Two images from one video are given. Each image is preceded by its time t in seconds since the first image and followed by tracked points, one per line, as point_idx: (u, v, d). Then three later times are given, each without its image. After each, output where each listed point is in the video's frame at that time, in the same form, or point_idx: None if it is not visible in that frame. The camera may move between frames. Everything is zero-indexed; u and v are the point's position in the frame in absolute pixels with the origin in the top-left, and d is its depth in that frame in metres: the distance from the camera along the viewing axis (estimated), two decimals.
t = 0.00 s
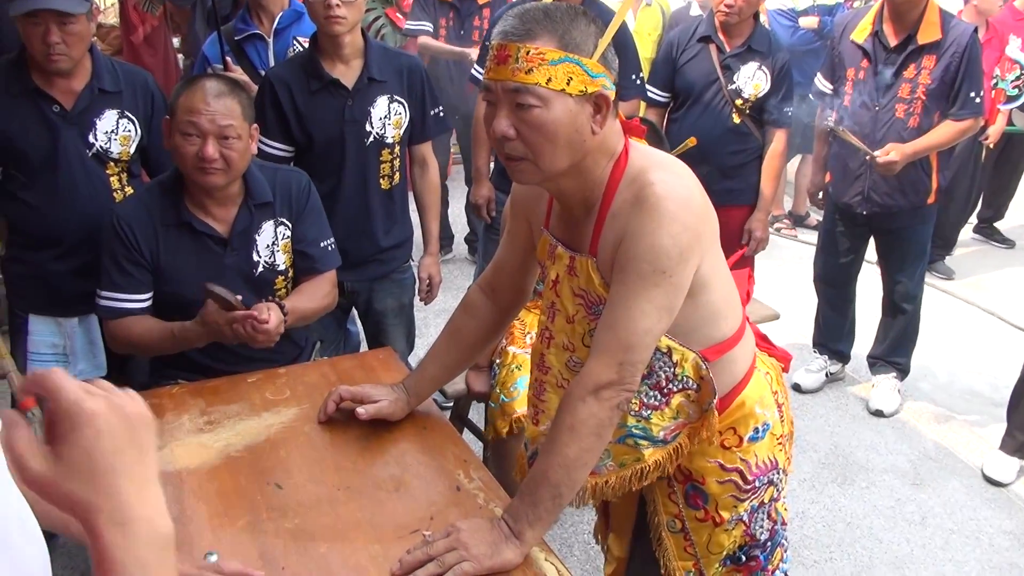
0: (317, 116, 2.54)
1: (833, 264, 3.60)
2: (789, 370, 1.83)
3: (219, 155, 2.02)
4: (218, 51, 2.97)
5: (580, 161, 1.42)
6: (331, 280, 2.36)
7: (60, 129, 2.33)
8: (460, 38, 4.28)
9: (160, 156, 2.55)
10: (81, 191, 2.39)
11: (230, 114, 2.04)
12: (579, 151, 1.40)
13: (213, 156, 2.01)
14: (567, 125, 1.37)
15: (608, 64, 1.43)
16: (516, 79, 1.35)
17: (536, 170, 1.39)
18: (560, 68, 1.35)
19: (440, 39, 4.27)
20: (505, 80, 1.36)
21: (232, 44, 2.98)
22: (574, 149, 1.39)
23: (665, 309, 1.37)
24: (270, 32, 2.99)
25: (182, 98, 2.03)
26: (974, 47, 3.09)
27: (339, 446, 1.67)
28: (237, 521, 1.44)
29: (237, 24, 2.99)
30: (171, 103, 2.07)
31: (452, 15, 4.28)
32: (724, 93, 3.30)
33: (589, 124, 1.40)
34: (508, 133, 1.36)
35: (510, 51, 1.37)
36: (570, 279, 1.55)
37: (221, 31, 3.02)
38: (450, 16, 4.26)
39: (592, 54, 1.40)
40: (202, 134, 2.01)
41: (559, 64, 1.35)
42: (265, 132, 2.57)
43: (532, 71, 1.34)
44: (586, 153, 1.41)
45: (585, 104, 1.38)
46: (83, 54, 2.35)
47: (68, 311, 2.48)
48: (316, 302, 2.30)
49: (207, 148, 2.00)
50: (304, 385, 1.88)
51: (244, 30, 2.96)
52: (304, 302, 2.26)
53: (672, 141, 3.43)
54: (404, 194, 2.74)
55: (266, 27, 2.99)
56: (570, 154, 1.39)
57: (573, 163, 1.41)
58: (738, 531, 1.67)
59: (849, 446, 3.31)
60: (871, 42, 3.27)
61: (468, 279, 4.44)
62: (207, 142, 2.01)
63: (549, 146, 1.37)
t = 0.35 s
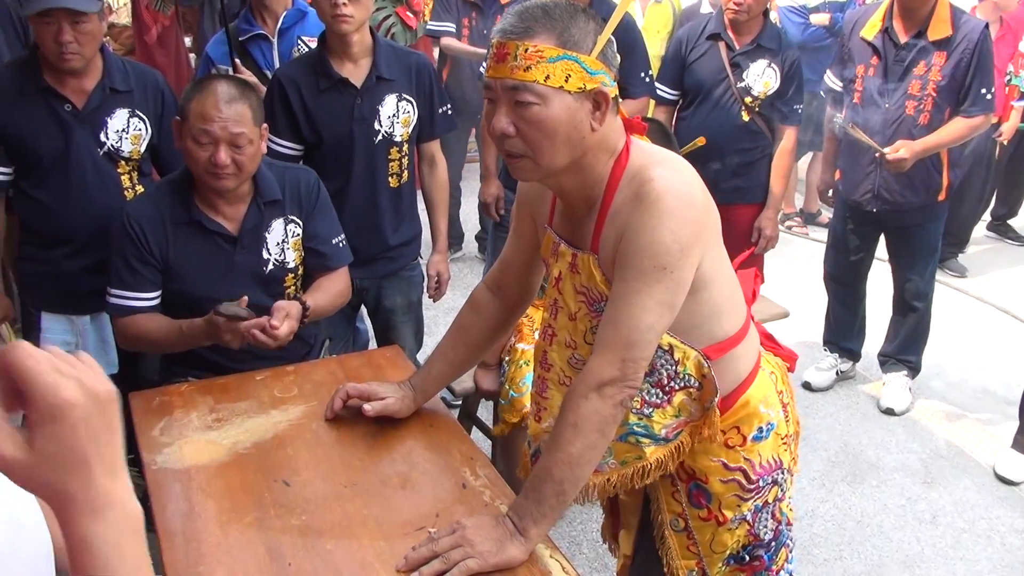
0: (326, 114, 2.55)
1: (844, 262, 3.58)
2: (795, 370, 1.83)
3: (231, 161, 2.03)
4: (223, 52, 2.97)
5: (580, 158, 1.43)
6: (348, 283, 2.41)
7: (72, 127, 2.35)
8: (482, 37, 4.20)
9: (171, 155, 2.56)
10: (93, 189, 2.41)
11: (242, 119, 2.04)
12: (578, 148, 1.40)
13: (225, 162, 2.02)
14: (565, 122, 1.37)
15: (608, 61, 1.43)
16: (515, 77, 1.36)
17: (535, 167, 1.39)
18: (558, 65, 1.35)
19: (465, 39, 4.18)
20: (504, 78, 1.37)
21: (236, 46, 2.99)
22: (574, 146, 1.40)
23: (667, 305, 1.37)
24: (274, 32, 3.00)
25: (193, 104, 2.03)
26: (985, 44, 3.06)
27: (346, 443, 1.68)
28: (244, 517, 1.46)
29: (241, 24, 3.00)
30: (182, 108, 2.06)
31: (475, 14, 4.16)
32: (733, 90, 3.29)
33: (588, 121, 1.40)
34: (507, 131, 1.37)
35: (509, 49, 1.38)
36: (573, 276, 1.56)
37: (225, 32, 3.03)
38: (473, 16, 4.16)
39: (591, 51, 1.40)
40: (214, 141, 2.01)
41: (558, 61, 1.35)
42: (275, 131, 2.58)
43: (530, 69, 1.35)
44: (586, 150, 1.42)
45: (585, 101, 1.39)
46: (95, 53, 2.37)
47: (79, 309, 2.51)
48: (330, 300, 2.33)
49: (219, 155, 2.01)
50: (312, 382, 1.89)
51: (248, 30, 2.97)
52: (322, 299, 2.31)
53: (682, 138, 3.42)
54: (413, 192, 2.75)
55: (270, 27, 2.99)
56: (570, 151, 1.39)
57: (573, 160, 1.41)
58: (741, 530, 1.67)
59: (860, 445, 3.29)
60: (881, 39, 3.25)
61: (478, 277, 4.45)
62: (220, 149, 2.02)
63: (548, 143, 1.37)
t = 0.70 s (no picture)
0: (330, 115, 2.55)
1: (850, 262, 3.56)
2: (800, 372, 1.82)
3: (254, 195, 2.02)
4: (219, 54, 2.95)
5: (579, 159, 1.42)
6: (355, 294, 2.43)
7: (77, 129, 2.35)
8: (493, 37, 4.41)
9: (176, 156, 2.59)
10: (98, 190, 2.41)
11: (267, 156, 2.00)
12: (577, 149, 1.40)
13: (248, 198, 2.01)
14: (562, 124, 1.37)
15: (607, 63, 1.41)
16: (512, 80, 1.35)
17: (534, 167, 1.39)
18: (555, 68, 1.34)
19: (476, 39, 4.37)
20: (502, 81, 1.36)
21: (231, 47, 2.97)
22: (572, 147, 1.39)
23: (670, 305, 1.36)
24: (271, 34, 3.00)
25: (219, 137, 1.98)
26: (992, 42, 3.05)
27: (352, 445, 1.67)
28: (249, 519, 1.45)
29: (236, 26, 2.99)
30: (206, 139, 2.01)
31: (487, 15, 4.37)
32: (739, 90, 3.28)
33: (586, 123, 1.39)
34: (506, 133, 1.37)
35: (506, 53, 1.37)
36: (573, 275, 1.55)
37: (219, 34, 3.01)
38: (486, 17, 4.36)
39: (589, 53, 1.39)
40: (238, 176, 1.99)
41: (555, 64, 1.34)
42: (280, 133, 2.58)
43: (526, 72, 1.34)
44: (585, 151, 1.41)
45: (583, 103, 1.38)
46: (100, 55, 2.36)
47: (84, 311, 2.51)
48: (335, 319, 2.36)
49: (244, 191, 2.00)
50: (317, 384, 1.89)
51: (244, 32, 2.96)
52: (326, 320, 2.34)
53: (689, 139, 3.41)
54: (418, 193, 2.74)
55: (266, 29, 3.00)
56: (568, 152, 1.39)
57: (571, 162, 1.41)
58: (745, 533, 1.66)
59: (867, 446, 3.28)
60: (887, 38, 3.23)
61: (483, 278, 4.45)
62: (245, 184, 1.99)
63: (546, 144, 1.37)
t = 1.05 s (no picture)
0: (317, 115, 2.54)
1: (836, 265, 3.58)
2: (787, 376, 1.83)
3: (259, 227, 2.01)
4: (200, 56, 2.93)
5: (566, 159, 1.42)
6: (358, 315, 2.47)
7: (63, 130, 2.33)
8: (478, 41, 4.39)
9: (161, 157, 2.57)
10: (83, 190, 2.40)
11: (275, 191, 1.98)
12: (562, 150, 1.40)
13: (253, 230, 2.00)
14: (547, 125, 1.37)
15: (595, 64, 1.40)
16: (498, 82, 1.35)
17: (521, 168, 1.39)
18: (541, 70, 1.35)
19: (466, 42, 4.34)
20: (488, 83, 1.36)
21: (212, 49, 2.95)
22: (557, 149, 1.39)
23: (656, 306, 1.36)
24: (252, 35, 2.99)
25: (227, 167, 1.96)
26: (976, 46, 3.10)
27: (339, 448, 1.67)
28: (236, 522, 1.45)
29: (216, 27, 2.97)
30: (215, 168, 1.99)
31: (475, 18, 4.32)
32: (727, 93, 3.29)
33: (572, 124, 1.40)
34: (493, 135, 1.37)
35: (493, 54, 1.37)
36: (559, 275, 1.55)
37: (199, 34, 2.98)
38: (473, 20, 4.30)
39: (576, 55, 1.38)
40: (244, 209, 1.97)
41: (541, 66, 1.34)
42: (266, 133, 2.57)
43: (512, 73, 1.34)
44: (571, 152, 1.41)
45: (569, 104, 1.38)
46: (82, 57, 2.34)
47: (68, 313, 2.49)
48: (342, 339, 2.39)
49: (248, 224, 1.98)
50: (305, 386, 1.88)
51: (225, 33, 2.95)
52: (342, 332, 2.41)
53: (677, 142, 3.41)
54: (405, 195, 2.74)
55: (248, 31, 2.99)
56: (554, 153, 1.39)
57: (558, 163, 1.41)
58: (729, 536, 1.67)
59: (851, 447, 3.30)
60: (872, 42, 3.26)
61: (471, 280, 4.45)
62: (251, 217, 1.98)
63: (531, 145, 1.37)
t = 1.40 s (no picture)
0: (312, 116, 2.54)
1: (832, 267, 3.59)
2: (784, 381, 1.82)
3: (263, 294, 1.93)
4: (194, 58, 2.93)
5: (554, 160, 1.43)
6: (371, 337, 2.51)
7: (58, 131, 2.33)
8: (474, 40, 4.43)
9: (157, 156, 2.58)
10: (80, 192, 2.39)
11: (283, 262, 1.90)
12: (548, 153, 1.41)
13: (256, 297, 1.93)
14: (530, 127, 1.38)
15: (583, 68, 1.39)
16: (483, 81, 1.38)
17: (505, 168, 1.42)
18: (524, 73, 1.35)
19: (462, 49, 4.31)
20: (475, 80, 1.39)
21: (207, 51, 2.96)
22: (541, 151, 1.41)
23: (653, 309, 1.37)
24: (246, 37, 2.98)
25: (237, 232, 1.89)
26: (970, 50, 3.12)
27: (336, 450, 1.67)
28: (233, 525, 1.44)
29: (211, 29, 2.98)
30: (224, 231, 1.92)
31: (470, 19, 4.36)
32: (723, 97, 3.30)
33: (556, 128, 1.40)
34: (478, 133, 1.41)
35: (484, 54, 1.40)
36: (558, 277, 1.55)
37: (193, 36, 2.98)
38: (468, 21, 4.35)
39: (562, 59, 1.37)
40: (249, 276, 1.90)
41: (523, 69, 1.35)
42: (261, 134, 2.57)
43: (496, 74, 1.36)
44: (559, 155, 1.42)
45: (553, 108, 1.38)
46: (77, 58, 2.34)
47: (62, 313, 2.47)
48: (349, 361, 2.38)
49: (252, 290, 1.91)
50: (302, 389, 1.88)
51: (219, 35, 2.95)
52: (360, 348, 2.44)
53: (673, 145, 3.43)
54: (401, 196, 2.74)
55: (242, 33, 2.98)
56: (537, 155, 1.41)
57: (543, 165, 1.43)
58: (723, 541, 1.67)
59: (847, 450, 3.31)
60: (868, 46, 3.27)
61: (467, 283, 4.44)
62: (255, 284, 1.91)
63: (515, 146, 1.39)
